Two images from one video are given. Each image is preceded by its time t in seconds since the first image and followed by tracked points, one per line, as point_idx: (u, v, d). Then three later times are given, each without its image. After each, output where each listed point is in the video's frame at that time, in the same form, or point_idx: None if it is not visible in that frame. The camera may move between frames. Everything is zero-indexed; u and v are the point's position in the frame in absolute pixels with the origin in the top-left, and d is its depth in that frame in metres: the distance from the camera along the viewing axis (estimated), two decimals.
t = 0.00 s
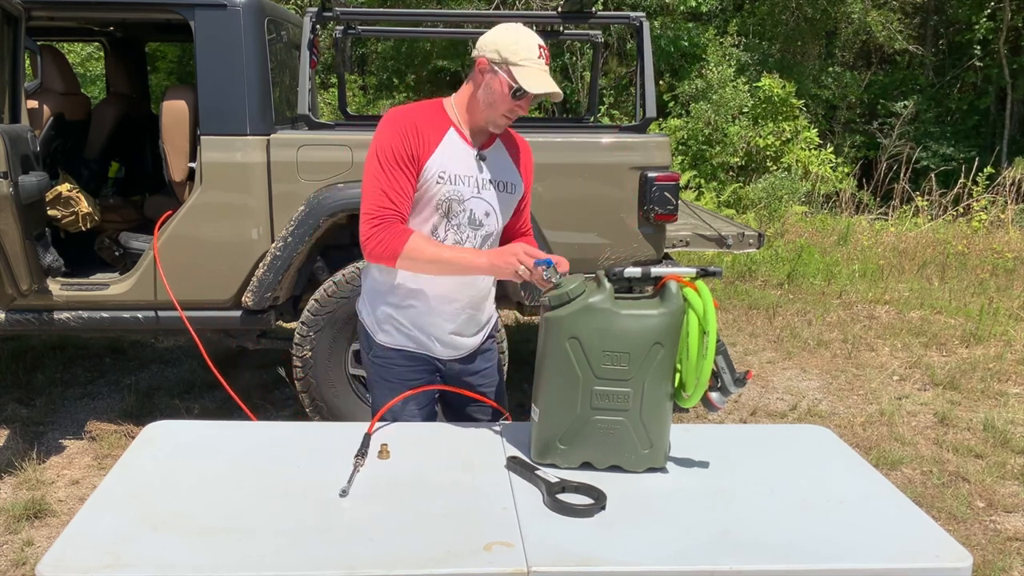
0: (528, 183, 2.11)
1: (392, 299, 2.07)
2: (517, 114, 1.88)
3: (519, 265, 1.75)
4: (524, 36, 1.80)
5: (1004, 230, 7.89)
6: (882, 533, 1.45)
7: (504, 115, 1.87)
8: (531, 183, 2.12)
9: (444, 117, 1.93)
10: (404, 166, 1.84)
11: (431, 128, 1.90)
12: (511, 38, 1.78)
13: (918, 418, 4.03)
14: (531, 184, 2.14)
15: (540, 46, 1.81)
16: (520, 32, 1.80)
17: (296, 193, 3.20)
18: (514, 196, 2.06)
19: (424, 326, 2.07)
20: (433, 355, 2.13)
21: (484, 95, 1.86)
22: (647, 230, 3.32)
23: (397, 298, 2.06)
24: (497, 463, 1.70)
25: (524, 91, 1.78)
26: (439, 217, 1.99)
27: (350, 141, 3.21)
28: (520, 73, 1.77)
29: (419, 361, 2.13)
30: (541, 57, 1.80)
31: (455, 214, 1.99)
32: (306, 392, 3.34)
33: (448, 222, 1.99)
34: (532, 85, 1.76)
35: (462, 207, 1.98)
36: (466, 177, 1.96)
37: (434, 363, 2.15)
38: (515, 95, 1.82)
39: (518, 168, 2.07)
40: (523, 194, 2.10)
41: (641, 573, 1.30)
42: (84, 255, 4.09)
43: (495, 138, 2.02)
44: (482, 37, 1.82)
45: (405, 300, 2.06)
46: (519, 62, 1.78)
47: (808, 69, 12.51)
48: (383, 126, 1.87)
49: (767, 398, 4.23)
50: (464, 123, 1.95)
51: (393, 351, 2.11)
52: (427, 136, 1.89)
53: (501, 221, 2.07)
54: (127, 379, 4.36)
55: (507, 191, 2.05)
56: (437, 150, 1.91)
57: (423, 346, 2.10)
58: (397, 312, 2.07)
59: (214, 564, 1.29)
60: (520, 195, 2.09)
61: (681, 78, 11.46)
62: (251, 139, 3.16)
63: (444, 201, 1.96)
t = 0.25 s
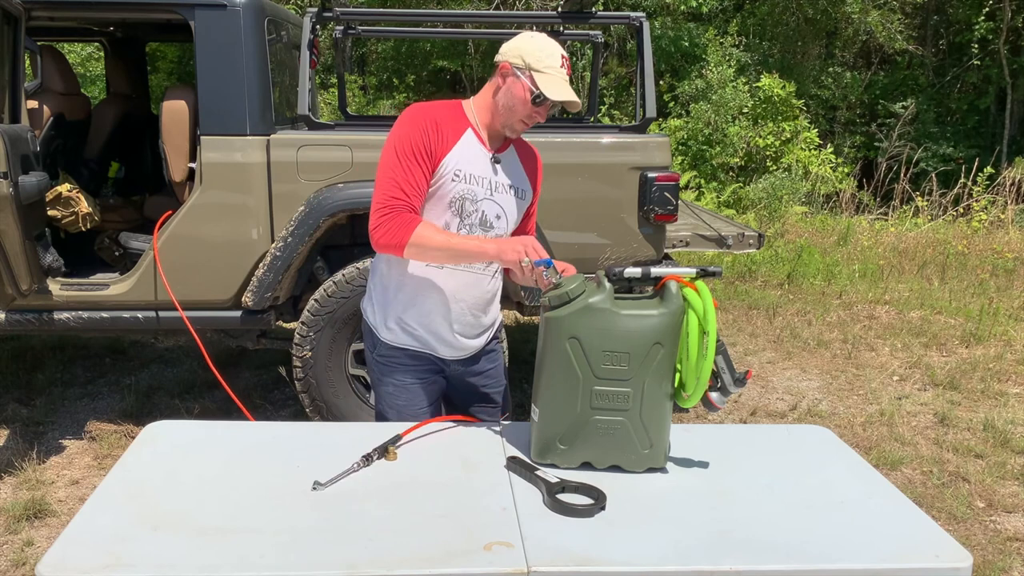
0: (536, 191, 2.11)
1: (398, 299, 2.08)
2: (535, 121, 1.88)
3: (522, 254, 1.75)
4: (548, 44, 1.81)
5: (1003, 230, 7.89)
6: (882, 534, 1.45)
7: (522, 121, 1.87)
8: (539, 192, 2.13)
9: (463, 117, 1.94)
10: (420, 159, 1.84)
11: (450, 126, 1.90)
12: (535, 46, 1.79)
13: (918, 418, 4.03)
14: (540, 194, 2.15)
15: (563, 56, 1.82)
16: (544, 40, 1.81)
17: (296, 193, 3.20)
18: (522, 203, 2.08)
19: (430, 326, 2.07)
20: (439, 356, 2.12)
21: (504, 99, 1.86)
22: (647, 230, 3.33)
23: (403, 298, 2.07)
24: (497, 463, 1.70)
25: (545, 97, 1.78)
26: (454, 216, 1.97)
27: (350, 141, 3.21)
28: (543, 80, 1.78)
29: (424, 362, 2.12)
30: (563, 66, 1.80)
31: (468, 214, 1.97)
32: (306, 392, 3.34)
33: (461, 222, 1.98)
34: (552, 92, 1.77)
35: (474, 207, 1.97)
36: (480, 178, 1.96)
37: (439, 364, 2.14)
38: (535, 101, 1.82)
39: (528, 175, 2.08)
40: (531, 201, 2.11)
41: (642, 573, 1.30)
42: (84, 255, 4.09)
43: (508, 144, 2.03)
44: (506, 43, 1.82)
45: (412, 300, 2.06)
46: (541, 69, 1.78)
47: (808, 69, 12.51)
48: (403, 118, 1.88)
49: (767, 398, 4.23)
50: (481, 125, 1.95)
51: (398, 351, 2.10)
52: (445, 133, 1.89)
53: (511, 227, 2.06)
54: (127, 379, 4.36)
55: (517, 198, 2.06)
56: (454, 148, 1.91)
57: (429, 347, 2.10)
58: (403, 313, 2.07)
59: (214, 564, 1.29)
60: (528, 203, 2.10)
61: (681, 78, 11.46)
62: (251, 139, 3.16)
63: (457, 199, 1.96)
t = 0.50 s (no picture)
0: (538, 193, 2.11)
1: (400, 300, 2.08)
2: (539, 122, 1.88)
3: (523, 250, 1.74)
4: (555, 47, 1.80)
5: (1003, 230, 7.88)
6: (882, 534, 1.45)
7: (526, 122, 1.87)
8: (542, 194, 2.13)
9: (468, 117, 1.94)
10: (424, 156, 1.84)
11: (454, 125, 1.91)
12: (542, 48, 1.78)
13: (918, 418, 4.03)
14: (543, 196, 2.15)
15: (569, 59, 1.81)
16: (551, 42, 1.80)
17: (295, 193, 3.20)
18: (525, 205, 2.08)
19: (432, 326, 2.07)
20: (440, 357, 2.12)
21: (509, 100, 1.86)
22: (647, 230, 3.33)
23: (405, 299, 2.07)
24: (497, 463, 1.70)
25: (550, 99, 1.78)
26: (456, 216, 1.97)
27: (350, 141, 3.21)
28: (548, 82, 1.77)
29: (425, 362, 2.12)
30: (569, 68, 1.80)
31: (471, 213, 1.97)
32: (306, 391, 3.34)
33: (463, 221, 1.98)
34: (558, 94, 1.76)
35: (477, 207, 1.97)
36: (483, 178, 1.96)
37: (440, 364, 2.15)
38: (540, 102, 1.81)
39: (531, 178, 2.08)
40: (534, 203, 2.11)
41: (642, 573, 1.30)
42: (84, 255, 4.09)
43: (513, 145, 2.02)
44: (513, 46, 1.82)
45: (414, 300, 2.06)
46: (547, 71, 1.77)
47: (808, 69, 12.51)
48: (408, 115, 1.88)
49: (767, 398, 4.23)
50: (486, 126, 1.95)
51: (399, 352, 2.11)
52: (449, 132, 1.89)
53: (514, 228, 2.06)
54: (127, 379, 4.36)
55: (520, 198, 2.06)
56: (457, 148, 1.91)
57: (430, 348, 2.10)
58: (405, 313, 2.07)
59: (214, 564, 1.29)
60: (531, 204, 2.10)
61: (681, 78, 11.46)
62: (251, 139, 3.16)
63: (460, 199, 1.96)
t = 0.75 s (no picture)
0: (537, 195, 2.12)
1: (401, 299, 2.07)
2: (540, 122, 1.88)
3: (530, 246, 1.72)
4: (556, 47, 1.80)
5: (1003, 230, 7.89)
6: (882, 534, 1.45)
7: (527, 122, 1.87)
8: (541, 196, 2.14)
9: (470, 115, 1.94)
10: (427, 151, 1.84)
11: (456, 122, 1.91)
12: (544, 48, 1.78)
13: (918, 418, 4.03)
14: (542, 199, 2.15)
15: (570, 59, 1.81)
16: (552, 42, 1.80)
17: (295, 193, 3.20)
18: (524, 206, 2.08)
19: (433, 326, 2.06)
20: (441, 357, 2.12)
21: (510, 100, 1.86)
22: (647, 230, 3.33)
23: (406, 298, 2.06)
24: (497, 463, 1.70)
25: (552, 100, 1.78)
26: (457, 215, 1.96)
27: (350, 141, 3.21)
28: (550, 82, 1.77)
29: (426, 362, 2.12)
30: (570, 69, 1.80)
31: (471, 212, 1.97)
32: (306, 391, 3.34)
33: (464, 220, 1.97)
34: (559, 94, 1.77)
35: (477, 205, 1.97)
36: (484, 177, 1.95)
37: (440, 364, 2.15)
38: (542, 102, 1.81)
39: (530, 179, 2.08)
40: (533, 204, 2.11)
41: (642, 572, 1.30)
42: (84, 255, 4.09)
43: (513, 145, 2.03)
44: (513, 47, 1.82)
45: (415, 299, 2.05)
46: (549, 72, 1.77)
47: (808, 69, 12.51)
48: (410, 111, 1.88)
49: (767, 398, 4.23)
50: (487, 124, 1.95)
51: (399, 351, 2.11)
52: (451, 128, 1.90)
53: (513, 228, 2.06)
54: (127, 379, 4.36)
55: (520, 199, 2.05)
56: (459, 144, 1.91)
57: (430, 348, 2.10)
58: (406, 313, 2.07)
59: (214, 564, 1.29)
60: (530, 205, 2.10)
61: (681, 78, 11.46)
62: (251, 139, 3.16)
63: (461, 197, 1.95)
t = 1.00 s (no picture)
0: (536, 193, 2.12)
1: (403, 296, 2.07)
2: (538, 120, 1.89)
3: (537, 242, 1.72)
4: (553, 45, 1.80)
5: (1003, 230, 7.89)
6: (882, 534, 1.45)
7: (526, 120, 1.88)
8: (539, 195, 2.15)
9: (471, 112, 1.94)
10: (433, 145, 1.83)
11: (458, 118, 1.91)
12: (541, 46, 1.79)
13: (918, 418, 4.03)
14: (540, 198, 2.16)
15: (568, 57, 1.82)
16: (549, 40, 1.81)
17: (295, 192, 3.20)
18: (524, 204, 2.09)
19: (435, 324, 2.06)
20: (442, 356, 2.12)
21: (508, 100, 1.86)
22: (647, 230, 3.33)
23: (407, 296, 2.06)
24: (497, 463, 1.70)
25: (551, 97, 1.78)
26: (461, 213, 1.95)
27: (350, 141, 3.21)
28: (548, 79, 1.78)
29: (426, 362, 2.12)
30: (568, 66, 1.80)
31: (475, 209, 1.96)
32: (306, 392, 3.34)
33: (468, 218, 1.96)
34: (557, 92, 1.77)
35: (480, 203, 1.96)
36: (485, 174, 1.95)
37: (442, 364, 2.14)
38: (541, 99, 1.82)
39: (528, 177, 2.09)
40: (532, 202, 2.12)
41: (642, 572, 1.30)
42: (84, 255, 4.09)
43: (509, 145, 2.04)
44: (510, 46, 1.82)
45: (417, 297, 2.05)
46: (547, 69, 1.78)
47: (808, 69, 12.51)
48: (413, 105, 1.87)
49: (767, 398, 4.23)
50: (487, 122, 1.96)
51: (400, 352, 2.11)
52: (454, 124, 1.90)
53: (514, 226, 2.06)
54: (127, 379, 4.36)
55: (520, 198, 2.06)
56: (462, 140, 1.91)
57: (432, 347, 2.10)
58: (408, 311, 2.07)
59: (214, 564, 1.29)
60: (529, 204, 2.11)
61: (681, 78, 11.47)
62: (251, 139, 3.16)
63: (464, 193, 1.94)
